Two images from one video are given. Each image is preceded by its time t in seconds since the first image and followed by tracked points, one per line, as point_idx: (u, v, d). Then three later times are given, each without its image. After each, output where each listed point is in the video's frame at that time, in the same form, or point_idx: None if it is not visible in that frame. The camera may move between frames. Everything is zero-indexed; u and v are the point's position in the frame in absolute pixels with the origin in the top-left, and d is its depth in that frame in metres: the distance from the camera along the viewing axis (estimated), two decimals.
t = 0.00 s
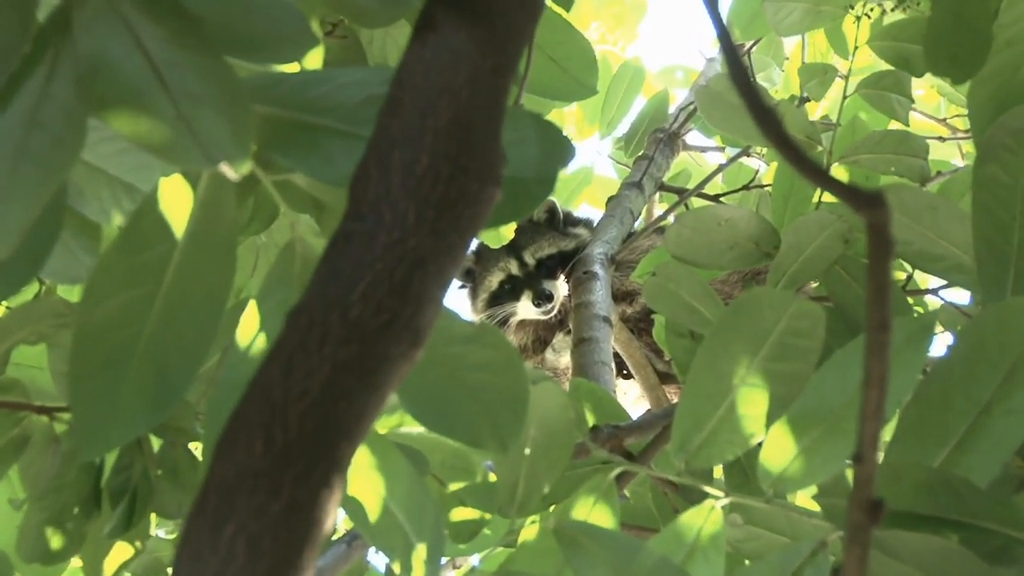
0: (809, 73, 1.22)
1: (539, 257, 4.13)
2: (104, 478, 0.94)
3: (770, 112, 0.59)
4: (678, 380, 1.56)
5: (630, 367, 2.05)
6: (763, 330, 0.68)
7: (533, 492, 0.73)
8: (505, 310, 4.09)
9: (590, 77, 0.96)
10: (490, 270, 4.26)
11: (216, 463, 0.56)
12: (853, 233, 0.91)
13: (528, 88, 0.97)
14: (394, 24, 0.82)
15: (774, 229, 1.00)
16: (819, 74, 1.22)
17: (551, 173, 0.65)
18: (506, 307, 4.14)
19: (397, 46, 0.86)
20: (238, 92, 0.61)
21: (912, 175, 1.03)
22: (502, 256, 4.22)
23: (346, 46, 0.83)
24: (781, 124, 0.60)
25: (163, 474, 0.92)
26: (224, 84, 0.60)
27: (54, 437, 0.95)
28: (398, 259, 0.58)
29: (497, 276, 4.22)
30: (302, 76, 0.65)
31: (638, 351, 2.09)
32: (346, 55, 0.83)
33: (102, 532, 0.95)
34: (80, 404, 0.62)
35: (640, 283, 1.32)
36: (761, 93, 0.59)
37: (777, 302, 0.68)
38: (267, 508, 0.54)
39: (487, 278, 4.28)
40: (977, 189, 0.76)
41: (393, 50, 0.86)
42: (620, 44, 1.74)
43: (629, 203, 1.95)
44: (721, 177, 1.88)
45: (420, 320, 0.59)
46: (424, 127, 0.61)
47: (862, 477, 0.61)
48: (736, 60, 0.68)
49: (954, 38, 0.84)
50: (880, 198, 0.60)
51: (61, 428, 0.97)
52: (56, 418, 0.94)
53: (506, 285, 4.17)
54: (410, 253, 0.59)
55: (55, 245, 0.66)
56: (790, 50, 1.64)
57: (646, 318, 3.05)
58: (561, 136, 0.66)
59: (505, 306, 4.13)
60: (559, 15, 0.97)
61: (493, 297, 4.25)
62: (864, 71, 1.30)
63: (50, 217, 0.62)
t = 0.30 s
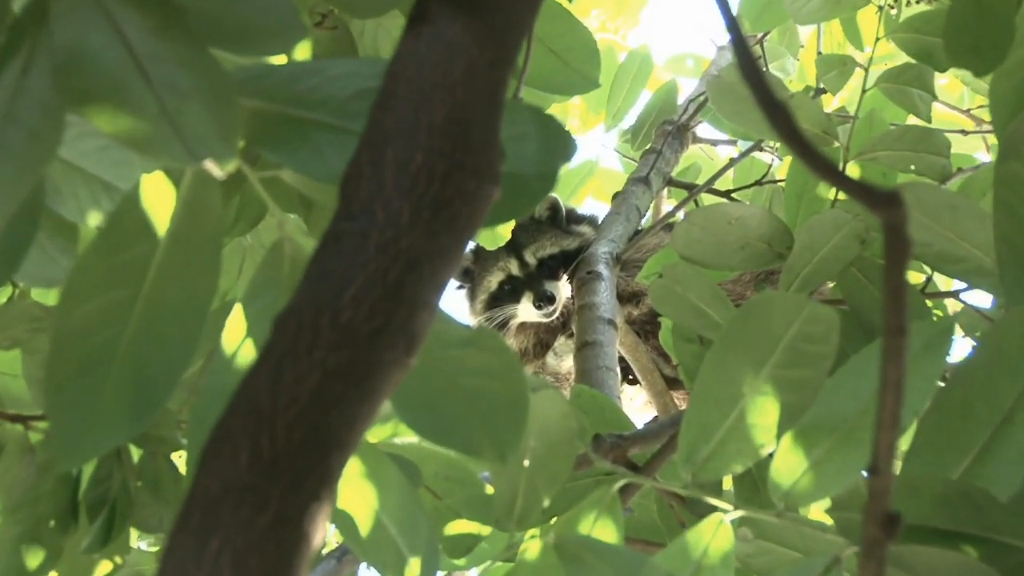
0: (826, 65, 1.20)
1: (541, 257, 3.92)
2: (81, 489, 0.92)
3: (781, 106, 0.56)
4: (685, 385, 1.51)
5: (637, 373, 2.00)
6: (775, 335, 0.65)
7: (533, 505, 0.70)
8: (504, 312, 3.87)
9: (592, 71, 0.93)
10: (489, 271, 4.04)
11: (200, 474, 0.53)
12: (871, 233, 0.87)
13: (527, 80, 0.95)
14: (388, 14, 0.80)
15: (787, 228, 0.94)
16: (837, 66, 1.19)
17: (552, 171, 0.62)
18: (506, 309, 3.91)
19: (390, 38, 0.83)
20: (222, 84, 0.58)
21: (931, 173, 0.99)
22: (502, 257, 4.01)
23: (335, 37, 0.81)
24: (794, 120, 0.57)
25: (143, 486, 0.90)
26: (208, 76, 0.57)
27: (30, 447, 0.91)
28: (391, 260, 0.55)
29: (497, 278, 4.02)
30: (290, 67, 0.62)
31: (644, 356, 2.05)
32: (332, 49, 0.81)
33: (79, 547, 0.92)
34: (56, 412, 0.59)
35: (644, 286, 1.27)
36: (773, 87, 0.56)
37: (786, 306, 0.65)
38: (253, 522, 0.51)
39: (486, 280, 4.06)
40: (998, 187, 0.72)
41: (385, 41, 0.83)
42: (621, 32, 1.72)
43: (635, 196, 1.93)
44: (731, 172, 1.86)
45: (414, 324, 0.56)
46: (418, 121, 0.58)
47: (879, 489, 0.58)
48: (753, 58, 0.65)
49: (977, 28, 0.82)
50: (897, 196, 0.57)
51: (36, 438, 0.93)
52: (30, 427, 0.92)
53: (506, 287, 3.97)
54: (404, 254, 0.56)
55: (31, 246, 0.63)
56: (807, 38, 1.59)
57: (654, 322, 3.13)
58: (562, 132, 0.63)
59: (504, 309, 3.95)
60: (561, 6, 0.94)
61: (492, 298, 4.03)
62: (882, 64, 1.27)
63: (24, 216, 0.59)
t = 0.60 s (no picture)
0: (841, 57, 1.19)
1: (542, 258, 3.80)
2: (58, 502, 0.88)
3: (797, 105, 0.54)
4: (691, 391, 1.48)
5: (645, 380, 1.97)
6: (787, 341, 0.64)
7: (533, 519, 0.67)
8: (504, 316, 3.79)
9: (594, 64, 0.91)
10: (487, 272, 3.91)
11: (182, 489, 0.50)
12: (889, 233, 0.84)
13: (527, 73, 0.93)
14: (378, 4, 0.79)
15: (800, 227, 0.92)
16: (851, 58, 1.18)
17: (553, 171, 0.60)
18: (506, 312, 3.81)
19: (381, 30, 0.81)
20: (208, 79, 0.54)
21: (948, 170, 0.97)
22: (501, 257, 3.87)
23: (325, 28, 0.79)
24: (811, 119, 0.55)
25: (122, 499, 0.87)
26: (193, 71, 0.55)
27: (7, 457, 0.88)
28: (385, 263, 0.53)
29: (496, 279, 3.89)
30: (278, 62, 0.59)
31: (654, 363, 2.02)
32: (324, 41, 0.79)
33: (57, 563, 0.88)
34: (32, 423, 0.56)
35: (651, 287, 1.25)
36: (787, 85, 0.54)
37: (800, 312, 0.64)
38: (239, 539, 0.48)
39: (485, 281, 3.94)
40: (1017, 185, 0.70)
41: (376, 33, 0.81)
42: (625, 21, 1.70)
43: (643, 193, 1.91)
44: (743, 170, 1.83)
45: (408, 330, 0.53)
46: (413, 118, 0.55)
47: (897, 504, 0.56)
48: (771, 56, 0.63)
49: (998, 20, 0.80)
50: (915, 196, 0.54)
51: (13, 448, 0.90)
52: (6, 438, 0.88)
53: (506, 290, 3.85)
54: (398, 258, 0.53)
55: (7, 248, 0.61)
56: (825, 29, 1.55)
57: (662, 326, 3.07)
58: (564, 130, 0.61)
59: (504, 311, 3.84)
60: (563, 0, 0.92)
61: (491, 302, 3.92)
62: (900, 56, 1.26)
63: None
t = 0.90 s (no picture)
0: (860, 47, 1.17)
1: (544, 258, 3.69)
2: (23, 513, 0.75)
3: (812, 98, 0.51)
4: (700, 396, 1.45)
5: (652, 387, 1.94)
6: (802, 345, 0.61)
7: (534, 531, 0.65)
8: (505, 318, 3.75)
9: (600, 55, 0.88)
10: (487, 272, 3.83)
11: (167, 499, 0.48)
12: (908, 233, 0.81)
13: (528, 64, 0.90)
14: None
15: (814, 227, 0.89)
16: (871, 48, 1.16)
17: (554, 168, 0.57)
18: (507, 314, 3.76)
19: (376, 19, 0.78)
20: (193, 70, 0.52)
21: (971, 166, 0.94)
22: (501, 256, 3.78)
23: (317, 17, 0.79)
24: (828, 114, 0.52)
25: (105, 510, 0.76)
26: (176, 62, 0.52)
27: None
28: (378, 263, 0.50)
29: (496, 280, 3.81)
30: (267, 53, 0.56)
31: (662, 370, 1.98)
32: (315, 29, 0.79)
33: None
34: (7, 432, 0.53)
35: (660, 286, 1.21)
36: (802, 77, 0.51)
37: (815, 317, 0.61)
38: (227, 552, 0.47)
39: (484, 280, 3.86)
40: None
41: (371, 23, 0.78)
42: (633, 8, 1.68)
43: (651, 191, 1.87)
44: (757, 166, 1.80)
45: (404, 333, 0.50)
46: (409, 110, 0.52)
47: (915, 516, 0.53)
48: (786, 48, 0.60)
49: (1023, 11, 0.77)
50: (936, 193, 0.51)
51: None
52: None
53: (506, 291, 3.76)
54: (392, 258, 0.50)
55: None
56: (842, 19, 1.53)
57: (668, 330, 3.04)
58: (567, 125, 0.58)
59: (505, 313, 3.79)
60: None
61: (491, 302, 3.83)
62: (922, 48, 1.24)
63: None
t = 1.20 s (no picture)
0: (876, 41, 1.12)
1: (543, 261, 3.65)
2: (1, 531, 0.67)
3: (827, 93, 0.49)
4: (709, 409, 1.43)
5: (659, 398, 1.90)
6: (815, 352, 0.59)
7: (535, 548, 0.62)
8: (503, 323, 3.70)
9: (604, 48, 0.85)
10: (483, 276, 3.78)
11: (151, 510, 0.49)
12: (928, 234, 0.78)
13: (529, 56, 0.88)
14: None
15: (829, 227, 0.85)
16: (888, 41, 1.12)
17: (557, 164, 0.55)
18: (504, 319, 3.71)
19: (370, 8, 0.76)
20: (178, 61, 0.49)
21: (997, 162, 0.90)
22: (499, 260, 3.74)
23: (307, 5, 0.74)
24: (844, 109, 0.49)
25: (84, 528, 0.67)
26: (159, 53, 0.50)
27: None
28: (371, 265, 0.48)
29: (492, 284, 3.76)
30: (255, 41, 0.54)
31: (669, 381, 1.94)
32: (305, 18, 0.73)
33: None
34: None
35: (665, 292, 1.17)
36: (815, 70, 0.49)
37: (830, 324, 0.58)
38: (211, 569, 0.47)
39: (480, 284, 3.81)
40: None
41: (365, 12, 0.76)
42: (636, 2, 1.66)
43: (657, 193, 1.85)
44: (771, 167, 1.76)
45: (397, 340, 0.49)
46: (403, 103, 0.50)
47: (935, 532, 0.51)
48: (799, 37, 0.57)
49: None
50: (955, 192, 0.47)
51: None
52: None
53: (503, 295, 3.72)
54: (386, 258, 0.49)
55: None
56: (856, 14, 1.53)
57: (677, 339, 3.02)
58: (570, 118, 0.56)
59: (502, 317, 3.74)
60: None
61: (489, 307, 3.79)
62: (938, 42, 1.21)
63: None
